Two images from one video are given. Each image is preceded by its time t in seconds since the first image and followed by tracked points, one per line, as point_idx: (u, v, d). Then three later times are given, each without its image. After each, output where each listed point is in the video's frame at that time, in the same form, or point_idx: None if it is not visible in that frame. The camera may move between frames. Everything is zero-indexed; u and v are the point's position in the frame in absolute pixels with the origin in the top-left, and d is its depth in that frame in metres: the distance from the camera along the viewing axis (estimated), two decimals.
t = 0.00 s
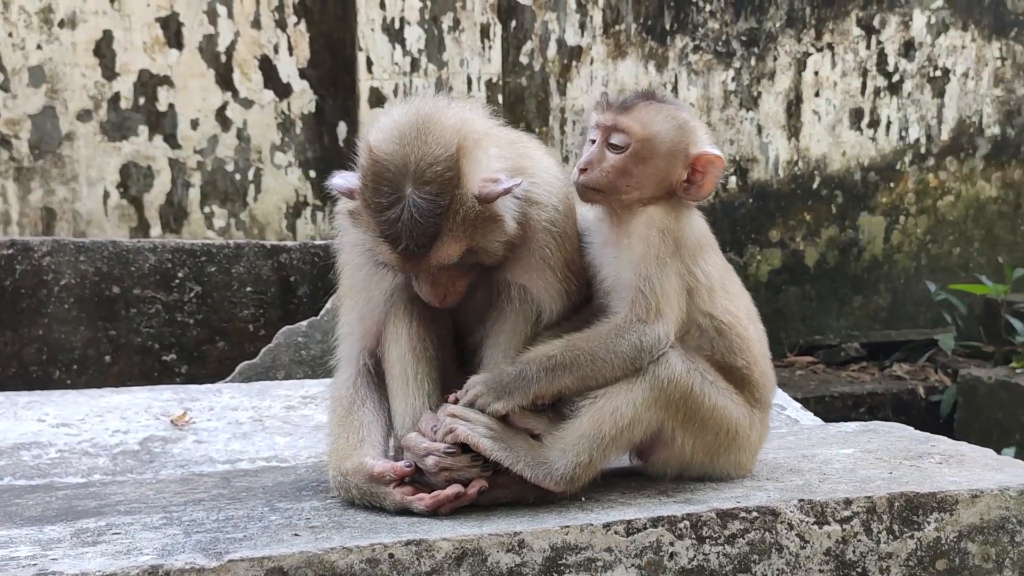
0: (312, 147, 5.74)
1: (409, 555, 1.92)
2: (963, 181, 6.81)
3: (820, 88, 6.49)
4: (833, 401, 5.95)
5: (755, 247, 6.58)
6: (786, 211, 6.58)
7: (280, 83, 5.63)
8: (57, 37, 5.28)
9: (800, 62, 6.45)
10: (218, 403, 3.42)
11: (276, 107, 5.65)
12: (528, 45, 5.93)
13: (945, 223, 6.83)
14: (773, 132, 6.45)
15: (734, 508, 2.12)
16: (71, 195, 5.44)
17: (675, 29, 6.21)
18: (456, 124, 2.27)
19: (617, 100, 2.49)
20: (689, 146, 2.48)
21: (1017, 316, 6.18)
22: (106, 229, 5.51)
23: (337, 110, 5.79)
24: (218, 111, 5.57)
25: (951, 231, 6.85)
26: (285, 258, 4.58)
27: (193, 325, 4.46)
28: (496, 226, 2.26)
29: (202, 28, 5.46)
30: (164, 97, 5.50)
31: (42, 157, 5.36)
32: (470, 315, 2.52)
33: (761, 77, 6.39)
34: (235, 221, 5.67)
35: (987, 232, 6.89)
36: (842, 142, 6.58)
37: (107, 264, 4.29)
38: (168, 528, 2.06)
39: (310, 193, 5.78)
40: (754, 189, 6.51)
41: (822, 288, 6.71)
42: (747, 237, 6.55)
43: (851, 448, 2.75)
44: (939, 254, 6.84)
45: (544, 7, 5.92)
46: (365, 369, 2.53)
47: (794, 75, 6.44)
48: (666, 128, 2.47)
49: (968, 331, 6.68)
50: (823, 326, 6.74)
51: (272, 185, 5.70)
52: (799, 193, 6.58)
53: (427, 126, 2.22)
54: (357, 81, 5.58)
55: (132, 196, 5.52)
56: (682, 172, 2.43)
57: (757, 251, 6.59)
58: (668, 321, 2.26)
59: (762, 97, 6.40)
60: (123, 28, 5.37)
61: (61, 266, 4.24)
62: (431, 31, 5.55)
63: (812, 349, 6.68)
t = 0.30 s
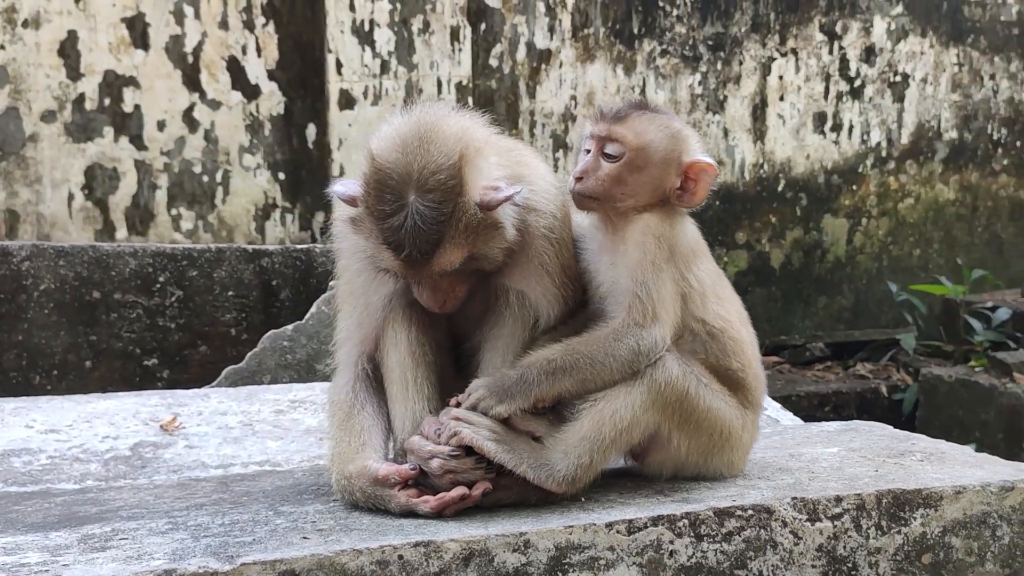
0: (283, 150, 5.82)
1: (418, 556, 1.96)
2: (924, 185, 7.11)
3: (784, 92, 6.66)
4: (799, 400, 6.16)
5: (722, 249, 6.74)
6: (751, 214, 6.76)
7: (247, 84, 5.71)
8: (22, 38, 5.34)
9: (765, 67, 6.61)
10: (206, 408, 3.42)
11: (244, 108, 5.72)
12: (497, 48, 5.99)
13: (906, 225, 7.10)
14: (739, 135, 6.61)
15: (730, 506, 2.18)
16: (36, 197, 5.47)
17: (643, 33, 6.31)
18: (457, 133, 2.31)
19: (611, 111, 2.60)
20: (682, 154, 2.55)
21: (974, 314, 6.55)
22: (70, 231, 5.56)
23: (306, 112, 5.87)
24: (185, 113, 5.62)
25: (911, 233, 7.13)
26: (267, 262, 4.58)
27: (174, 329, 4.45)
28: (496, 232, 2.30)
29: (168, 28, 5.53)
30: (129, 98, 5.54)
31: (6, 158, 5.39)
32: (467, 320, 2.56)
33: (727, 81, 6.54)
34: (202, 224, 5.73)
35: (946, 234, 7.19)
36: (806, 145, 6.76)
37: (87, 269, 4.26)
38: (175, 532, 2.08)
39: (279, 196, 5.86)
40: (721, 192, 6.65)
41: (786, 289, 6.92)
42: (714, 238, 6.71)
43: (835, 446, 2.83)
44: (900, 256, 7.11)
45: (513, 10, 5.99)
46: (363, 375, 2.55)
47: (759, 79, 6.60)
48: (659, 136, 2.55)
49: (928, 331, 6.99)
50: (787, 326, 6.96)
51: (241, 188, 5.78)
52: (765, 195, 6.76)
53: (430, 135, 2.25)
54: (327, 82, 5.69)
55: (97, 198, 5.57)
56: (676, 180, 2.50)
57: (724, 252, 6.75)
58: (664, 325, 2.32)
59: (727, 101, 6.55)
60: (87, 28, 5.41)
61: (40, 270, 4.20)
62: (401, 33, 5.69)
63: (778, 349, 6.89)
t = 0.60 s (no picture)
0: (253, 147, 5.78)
1: (422, 544, 1.98)
2: (889, 183, 7.26)
3: (753, 92, 6.76)
4: (770, 396, 6.24)
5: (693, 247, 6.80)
6: (721, 212, 6.85)
7: (218, 81, 5.69)
8: None
9: (735, 66, 6.71)
10: (194, 403, 3.41)
11: (214, 105, 5.70)
12: (470, 46, 6.03)
13: (872, 223, 7.26)
14: (709, 134, 6.68)
15: (724, 493, 2.21)
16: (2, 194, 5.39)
17: (614, 32, 6.37)
18: (455, 128, 2.34)
19: (604, 107, 2.63)
20: (674, 149, 2.59)
21: (939, 311, 6.77)
22: (37, 228, 5.48)
23: (278, 110, 5.83)
24: (154, 109, 5.58)
25: (877, 231, 7.28)
26: (249, 258, 4.57)
27: (155, 326, 4.42)
28: (493, 226, 2.33)
29: (137, 24, 5.49)
30: (97, 94, 5.48)
31: None
32: (462, 313, 2.58)
33: (697, 80, 6.62)
34: (172, 221, 5.70)
35: (909, 232, 7.37)
36: (774, 145, 6.87)
37: (67, 265, 4.23)
38: (177, 524, 2.08)
39: (250, 193, 5.83)
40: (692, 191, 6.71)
41: (755, 287, 7.01)
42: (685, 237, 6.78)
43: (820, 437, 2.88)
44: (866, 253, 7.27)
45: (485, 8, 6.03)
46: (359, 368, 2.57)
47: (728, 79, 6.70)
48: (652, 131, 2.59)
49: (894, 328, 7.19)
50: (757, 323, 7.05)
51: (211, 185, 5.75)
52: (734, 194, 6.85)
53: (428, 129, 2.28)
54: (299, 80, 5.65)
55: (64, 195, 5.50)
56: (668, 174, 2.55)
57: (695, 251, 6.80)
58: (658, 317, 2.36)
59: (698, 100, 6.64)
60: (55, 23, 5.35)
61: (19, 267, 4.17)
62: (373, 30, 5.68)
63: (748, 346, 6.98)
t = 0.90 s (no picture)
0: (228, 146, 5.79)
1: (430, 538, 2.00)
2: (860, 183, 7.39)
3: (727, 92, 6.85)
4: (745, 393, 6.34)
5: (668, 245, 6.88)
6: (696, 211, 6.93)
7: (193, 78, 5.68)
8: None
9: (709, 67, 6.79)
10: (187, 402, 3.43)
11: (188, 103, 5.69)
12: (447, 45, 6.06)
13: (843, 223, 7.38)
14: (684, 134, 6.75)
15: (721, 486, 2.25)
16: None
17: (590, 32, 6.42)
18: (457, 128, 2.37)
19: (602, 109, 2.69)
20: (670, 149, 2.65)
21: (908, 309, 6.97)
22: (9, 227, 5.44)
23: (253, 108, 5.84)
24: (128, 107, 5.54)
25: (848, 230, 7.41)
26: (236, 257, 4.56)
27: (142, 325, 4.42)
28: (496, 224, 2.37)
29: (110, 21, 5.45)
30: (70, 91, 5.43)
31: None
32: (462, 311, 2.61)
33: (672, 80, 6.70)
34: (146, 220, 5.66)
35: (880, 231, 7.51)
36: (748, 145, 6.96)
37: (53, 264, 4.21)
38: (186, 520, 2.10)
39: (226, 191, 5.82)
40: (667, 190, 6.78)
41: (729, 285, 7.09)
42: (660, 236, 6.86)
43: (809, 431, 2.95)
44: (838, 253, 7.39)
45: (462, 7, 6.06)
46: (359, 365, 2.59)
47: (703, 79, 6.78)
48: (648, 132, 2.65)
49: (867, 326, 7.31)
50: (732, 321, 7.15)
51: (186, 184, 5.73)
52: (709, 194, 6.94)
53: (432, 129, 2.31)
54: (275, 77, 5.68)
55: (36, 193, 5.46)
56: (664, 174, 2.61)
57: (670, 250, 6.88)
58: (656, 314, 2.41)
59: (673, 100, 6.71)
60: (28, 19, 5.32)
61: (4, 265, 4.15)
62: (350, 29, 5.70)
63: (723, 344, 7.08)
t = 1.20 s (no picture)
0: (207, 145, 5.80)
1: (428, 530, 2.05)
2: (834, 185, 7.52)
3: (704, 94, 6.95)
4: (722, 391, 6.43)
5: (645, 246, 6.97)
6: (674, 211, 7.02)
7: (171, 77, 5.69)
8: None
9: (687, 69, 6.89)
10: (178, 401, 3.50)
11: (167, 101, 5.70)
12: (426, 46, 6.11)
13: (818, 224, 7.51)
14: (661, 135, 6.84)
15: (708, 480, 2.32)
16: None
17: (570, 33, 6.50)
18: (450, 131, 2.44)
19: (583, 97, 2.78)
20: (650, 136, 2.71)
21: (882, 308, 7.09)
22: None
23: (232, 107, 5.87)
24: (106, 105, 5.54)
25: (823, 231, 7.54)
26: (222, 257, 4.65)
27: (129, 324, 4.51)
28: (488, 225, 2.42)
29: (88, 19, 5.45)
30: (47, 89, 5.43)
31: None
32: (453, 310, 2.67)
33: (651, 82, 6.79)
34: (123, 220, 5.66)
35: (854, 232, 7.65)
36: (725, 146, 7.07)
37: (40, 263, 4.29)
38: (187, 514, 2.14)
39: (205, 191, 5.84)
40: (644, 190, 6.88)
41: (706, 285, 7.18)
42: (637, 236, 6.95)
43: (790, 427, 3.04)
44: (813, 253, 7.52)
45: (441, 7, 6.12)
46: (353, 364, 2.64)
47: (681, 81, 6.88)
48: (627, 119, 2.72)
49: (840, 326, 7.45)
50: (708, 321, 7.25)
51: (165, 183, 5.74)
52: (686, 195, 7.03)
53: (425, 132, 2.37)
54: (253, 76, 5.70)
55: (14, 192, 5.45)
56: (643, 160, 2.67)
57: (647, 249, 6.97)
58: (639, 302, 2.46)
59: (651, 101, 6.80)
60: (5, 17, 5.31)
61: None
62: (330, 28, 5.74)
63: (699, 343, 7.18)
